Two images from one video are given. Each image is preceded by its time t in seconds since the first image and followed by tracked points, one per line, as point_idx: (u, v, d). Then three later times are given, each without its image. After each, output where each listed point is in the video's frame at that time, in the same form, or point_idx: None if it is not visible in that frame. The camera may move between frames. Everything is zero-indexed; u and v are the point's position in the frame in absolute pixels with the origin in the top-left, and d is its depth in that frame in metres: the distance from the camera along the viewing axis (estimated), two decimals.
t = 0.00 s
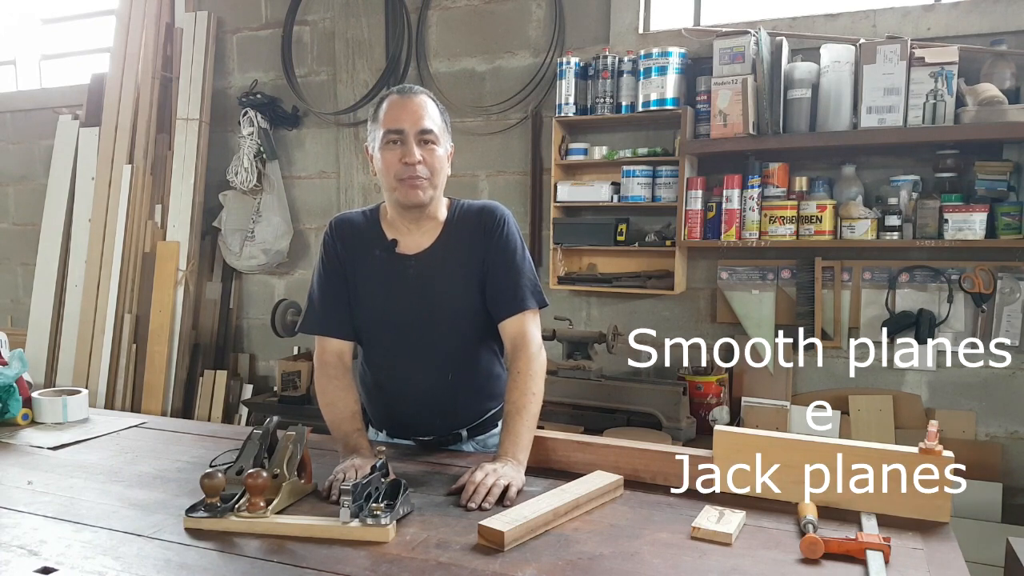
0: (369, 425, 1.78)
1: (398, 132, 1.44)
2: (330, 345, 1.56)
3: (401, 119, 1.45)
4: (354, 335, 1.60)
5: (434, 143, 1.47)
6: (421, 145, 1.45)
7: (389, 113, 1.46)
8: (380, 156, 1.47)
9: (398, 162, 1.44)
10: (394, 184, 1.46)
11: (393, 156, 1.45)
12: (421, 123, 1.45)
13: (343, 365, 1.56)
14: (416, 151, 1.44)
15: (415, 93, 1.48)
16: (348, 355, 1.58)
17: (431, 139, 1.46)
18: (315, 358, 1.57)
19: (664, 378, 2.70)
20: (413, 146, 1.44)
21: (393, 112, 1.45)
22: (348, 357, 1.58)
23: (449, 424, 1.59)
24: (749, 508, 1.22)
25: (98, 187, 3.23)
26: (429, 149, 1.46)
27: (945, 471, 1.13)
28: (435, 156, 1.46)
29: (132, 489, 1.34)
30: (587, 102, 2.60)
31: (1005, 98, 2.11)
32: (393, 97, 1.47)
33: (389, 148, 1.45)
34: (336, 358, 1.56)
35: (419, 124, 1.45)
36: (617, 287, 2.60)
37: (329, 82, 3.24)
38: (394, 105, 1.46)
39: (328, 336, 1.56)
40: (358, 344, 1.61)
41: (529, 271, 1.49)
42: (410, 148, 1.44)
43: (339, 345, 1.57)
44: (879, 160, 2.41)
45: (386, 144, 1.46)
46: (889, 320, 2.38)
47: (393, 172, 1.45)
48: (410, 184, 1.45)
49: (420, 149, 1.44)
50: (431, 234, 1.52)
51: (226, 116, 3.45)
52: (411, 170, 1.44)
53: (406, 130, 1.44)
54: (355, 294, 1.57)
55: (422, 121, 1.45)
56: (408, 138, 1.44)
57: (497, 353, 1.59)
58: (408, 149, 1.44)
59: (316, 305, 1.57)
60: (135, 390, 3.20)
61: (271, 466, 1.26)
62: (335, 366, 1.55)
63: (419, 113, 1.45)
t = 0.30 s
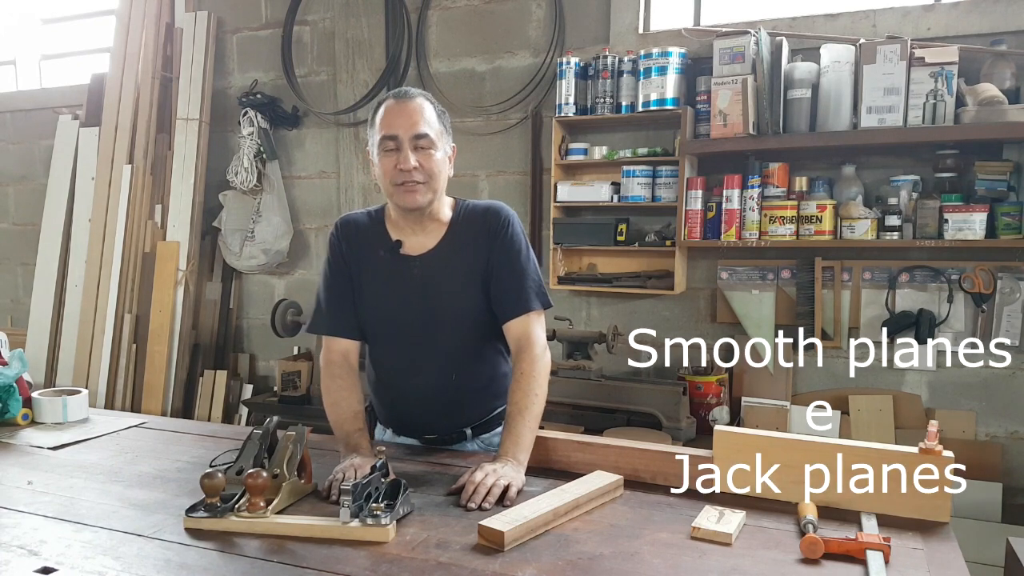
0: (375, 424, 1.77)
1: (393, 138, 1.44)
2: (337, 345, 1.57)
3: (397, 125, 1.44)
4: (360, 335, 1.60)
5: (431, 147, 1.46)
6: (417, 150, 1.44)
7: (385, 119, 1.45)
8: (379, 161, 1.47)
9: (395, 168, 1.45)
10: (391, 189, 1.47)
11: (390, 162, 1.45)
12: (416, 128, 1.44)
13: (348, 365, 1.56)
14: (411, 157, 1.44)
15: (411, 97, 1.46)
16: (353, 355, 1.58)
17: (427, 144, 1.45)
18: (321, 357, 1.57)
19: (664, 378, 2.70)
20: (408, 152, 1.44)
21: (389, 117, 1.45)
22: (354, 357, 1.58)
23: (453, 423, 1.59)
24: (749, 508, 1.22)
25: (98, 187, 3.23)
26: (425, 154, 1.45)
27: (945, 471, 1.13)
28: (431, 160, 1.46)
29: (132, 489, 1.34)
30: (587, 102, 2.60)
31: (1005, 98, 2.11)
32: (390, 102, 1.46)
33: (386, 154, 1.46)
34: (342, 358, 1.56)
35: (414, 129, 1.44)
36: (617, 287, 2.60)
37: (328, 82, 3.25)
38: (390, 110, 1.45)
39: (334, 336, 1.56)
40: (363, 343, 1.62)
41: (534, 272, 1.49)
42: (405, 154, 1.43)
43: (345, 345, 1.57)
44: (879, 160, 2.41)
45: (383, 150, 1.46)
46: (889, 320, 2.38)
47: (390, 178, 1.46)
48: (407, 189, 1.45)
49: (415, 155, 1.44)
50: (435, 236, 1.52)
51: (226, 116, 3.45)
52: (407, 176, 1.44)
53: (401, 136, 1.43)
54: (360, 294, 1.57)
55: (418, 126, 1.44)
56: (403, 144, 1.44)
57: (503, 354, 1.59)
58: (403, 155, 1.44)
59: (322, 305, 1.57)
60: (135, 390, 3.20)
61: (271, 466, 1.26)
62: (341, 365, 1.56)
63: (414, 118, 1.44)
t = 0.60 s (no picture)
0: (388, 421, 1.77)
1: (421, 128, 1.46)
2: (351, 335, 1.59)
3: (425, 115, 1.46)
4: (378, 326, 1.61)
5: (457, 138, 1.47)
6: (444, 140, 1.46)
7: (414, 111, 1.48)
8: (406, 152, 1.49)
9: (422, 157, 1.46)
10: (418, 178, 1.48)
11: (416, 152, 1.47)
12: (444, 118, 1.46)
13: (360, 356, 1.58)
14: (438, 145, 1.45)
15: (440, 91, 1.49)
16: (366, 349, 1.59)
17: (454, 134, 1.47)
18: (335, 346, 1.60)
19: (664, 378, 2.70)
20: (435, 141, 1.45)
21: (418, 109, 1.47)
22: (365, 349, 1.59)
23: (463, 420, 1.59)
24: (749, 508, 1.22)
25: (98, 187, 3.23)
26: (452, 144, 1.46)
27: (945, 471, 1.13)
28: (458, 149, 1.47)
29: (131, 489, 1.34)
30: (587, 102, 2.60)
31: (1005, 97, 2.11)
32: (419, 95, 1.49)
33: (413, 144, 1.47)
34: (353, 351, 1.58)
35: (442, 119, 1.46)
36: (617, 287, 2.60)
37: (328, 83, 3.25)
38: (419, 102, 1.48)
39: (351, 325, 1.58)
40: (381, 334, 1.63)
41: (551, 277, 1.49)
42: (432, 143, 1.45)
43: (359, 336, 1.58)
44: (879, 160, 2.41)
45: (411, 140, 1.48)
46: (889, 320, 2.38)
47: (417, 167, 1.48)
48: (434, 178, 1.46)
49: (442, 144, 1.45)
50: (456, 230, 1.52)
51: (226, 116, 3.46)
52: (433, 164, 1.45)
53: (428, 125, 1.46)
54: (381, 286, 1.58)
55: (445, 116, 1.46)
56: (430, 133, 1.46)
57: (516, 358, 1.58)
58: (429, 144, 1.45)
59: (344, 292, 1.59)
60: (135, 390, 3.20)
61: (271, 466, 1.26)
62: (351, 356, 1.58)
63: (442, 110, 1.47)
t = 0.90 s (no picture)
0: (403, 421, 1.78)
1: (449, 122, 1.50)
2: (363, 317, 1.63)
3: (453, 109, 1.50)
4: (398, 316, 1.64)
5: (484, 133, 1.50)
6: (471, 134, 1.49)
7: (442, 106, 1.52)
8: (434, 146, 1.52)
9: (449, 150, 1.49)
10: (444, 171, 1.50)
11: (443, 145, 1.50)
12: (471, 113, 1.50)
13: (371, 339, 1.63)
14: (465, 139, 1.48)
15: (469, 87, 1.53)
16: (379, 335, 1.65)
17: (480, 129, 1.50)
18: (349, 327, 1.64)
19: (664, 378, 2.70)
20: (462, 135, 1.48)
21: (447, 104, 1.51)
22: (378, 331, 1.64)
23: (476, 416, 1.59)
24: (748, 508, 1.22)
25: (98, 186, 3.23)
26: (478, 139, 1.49)
27: (945, 471, 1.13)
28: (484, 144, 1.49)
29: (131, 490, 1.34)
30: (587, 102, 2.60)
31: (1005, 97, 2.11)
32: (449, 91, 1.53)
33: (441, 137, 1.50)
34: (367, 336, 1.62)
35: (470, 114, 1.50)
36: (617, 287, 2.60)
37: (328, 83, 3.25)
38: (448, 97, 1.52)
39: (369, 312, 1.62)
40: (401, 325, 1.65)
41: (570, 277, 1.47)
42: (460, 137, 1.48)
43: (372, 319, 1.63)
44: (879, 160, 2.41)
45: (438, 134, 1.51)
46: (889, 320, 2.38)
47: (444, 160, 1.50)
48: (459, 171, 1.48)
49: (469, 138, 1.48)
50: (478, 225, 1.53)
51: (226, 116, 3.46)
52: (460, 157, 1.48)
53: (457, 120, 1.49)
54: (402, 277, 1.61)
55: (473, 111, 1.50)
56: (458, 128, 1.49)
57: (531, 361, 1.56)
58: (457, 137, 1.48)
59: (366, 281, 1.63)
60: (135, 390, 3.20)
61: (271, 466, 1.26)
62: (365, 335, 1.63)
63: (469, 104, 1.50)
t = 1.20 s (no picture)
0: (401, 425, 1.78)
1: (455, 119, 1.51)
2: (364, 320, 1.66)
3: (460, 107, 1.51)
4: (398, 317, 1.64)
5: (489, 132, 1.51)
6: (477, 133, 1.50)
7: (449, 103, 1.53)
8: (439, 144, 1.54)
9: (454, 149, 1.50)
10: (449, 169, 1.52)
11: (449, 144, 1.51)
12: (478, 111, 1.51)
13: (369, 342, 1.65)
14: (471, 138, 1.49)
15: (476, 86, 1.54)
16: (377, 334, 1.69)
17: (486, 128, 1.51)
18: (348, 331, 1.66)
19: (664, 378, 2.72)
20: (467, 133, 1.50)
21: (454, 102, 1.53)
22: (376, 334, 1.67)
23: (474, 419, 1.58)
24: (748, 508, 1.22)
25: (98, 186, 3.23)
26: (483, 138, 1.50)
27: (945, 471, 1.13)
28: (489, 144, 1.51)
29: (131, 490, 1.34)
30: (587, 102, 2.60)
31: (1005, 97, 2.11)
32: (456, 90, 1.54)
33: (446, 136, 1.52)
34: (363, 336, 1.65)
35: (476, 112, 1.51)
36: (617, 287, 2.60)
37: (328, 83, 3.25)
38: (455, 96, 1.53)
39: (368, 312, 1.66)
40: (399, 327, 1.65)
41: (572, 279, 1.48)
42: (465, 135, 1.49)
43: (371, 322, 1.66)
44: (879, 160, 2.41)
45: (444, 132, 1.52)
46: (889, 319, 2.38)
47: (449, 158, 1.52)
48: (464, 170, 1.50)
49: (474, 137, 1.50)
50: (481, 225, 1.55)
51: (226, 116, 3.46)
52: (465, 156, 1.49)
53: (463, 118, 1.51)
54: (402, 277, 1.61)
55: (479, 109, 1.51)
56: (463, 125, 1.50)
57: (533, 364, 1.56)
58: (462, 136, 1.50)
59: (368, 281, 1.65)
60: (135, 390, 3.20)
61: (271, 466, 1.26)
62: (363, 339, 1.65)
63: (476, 103, 1.52)
